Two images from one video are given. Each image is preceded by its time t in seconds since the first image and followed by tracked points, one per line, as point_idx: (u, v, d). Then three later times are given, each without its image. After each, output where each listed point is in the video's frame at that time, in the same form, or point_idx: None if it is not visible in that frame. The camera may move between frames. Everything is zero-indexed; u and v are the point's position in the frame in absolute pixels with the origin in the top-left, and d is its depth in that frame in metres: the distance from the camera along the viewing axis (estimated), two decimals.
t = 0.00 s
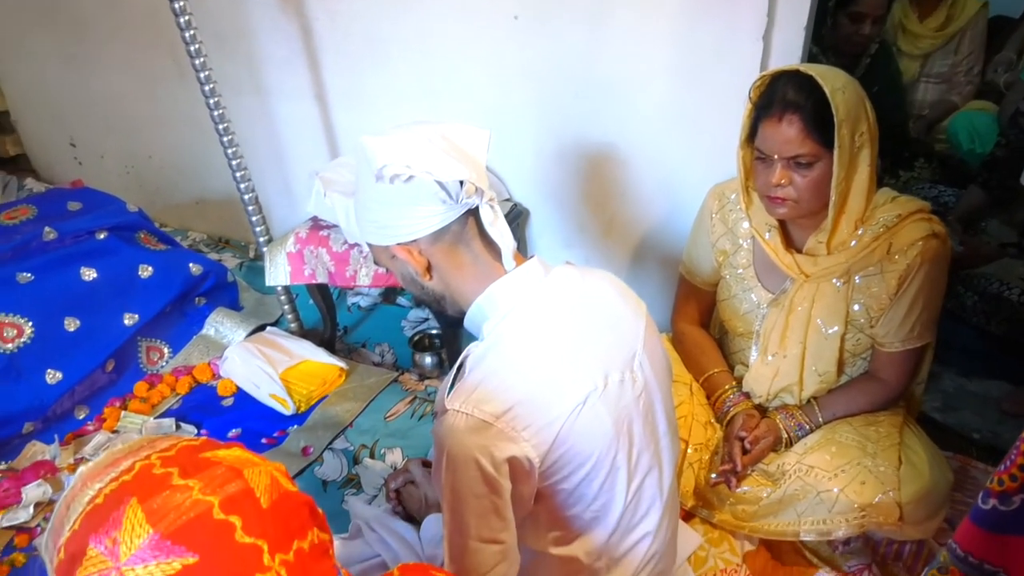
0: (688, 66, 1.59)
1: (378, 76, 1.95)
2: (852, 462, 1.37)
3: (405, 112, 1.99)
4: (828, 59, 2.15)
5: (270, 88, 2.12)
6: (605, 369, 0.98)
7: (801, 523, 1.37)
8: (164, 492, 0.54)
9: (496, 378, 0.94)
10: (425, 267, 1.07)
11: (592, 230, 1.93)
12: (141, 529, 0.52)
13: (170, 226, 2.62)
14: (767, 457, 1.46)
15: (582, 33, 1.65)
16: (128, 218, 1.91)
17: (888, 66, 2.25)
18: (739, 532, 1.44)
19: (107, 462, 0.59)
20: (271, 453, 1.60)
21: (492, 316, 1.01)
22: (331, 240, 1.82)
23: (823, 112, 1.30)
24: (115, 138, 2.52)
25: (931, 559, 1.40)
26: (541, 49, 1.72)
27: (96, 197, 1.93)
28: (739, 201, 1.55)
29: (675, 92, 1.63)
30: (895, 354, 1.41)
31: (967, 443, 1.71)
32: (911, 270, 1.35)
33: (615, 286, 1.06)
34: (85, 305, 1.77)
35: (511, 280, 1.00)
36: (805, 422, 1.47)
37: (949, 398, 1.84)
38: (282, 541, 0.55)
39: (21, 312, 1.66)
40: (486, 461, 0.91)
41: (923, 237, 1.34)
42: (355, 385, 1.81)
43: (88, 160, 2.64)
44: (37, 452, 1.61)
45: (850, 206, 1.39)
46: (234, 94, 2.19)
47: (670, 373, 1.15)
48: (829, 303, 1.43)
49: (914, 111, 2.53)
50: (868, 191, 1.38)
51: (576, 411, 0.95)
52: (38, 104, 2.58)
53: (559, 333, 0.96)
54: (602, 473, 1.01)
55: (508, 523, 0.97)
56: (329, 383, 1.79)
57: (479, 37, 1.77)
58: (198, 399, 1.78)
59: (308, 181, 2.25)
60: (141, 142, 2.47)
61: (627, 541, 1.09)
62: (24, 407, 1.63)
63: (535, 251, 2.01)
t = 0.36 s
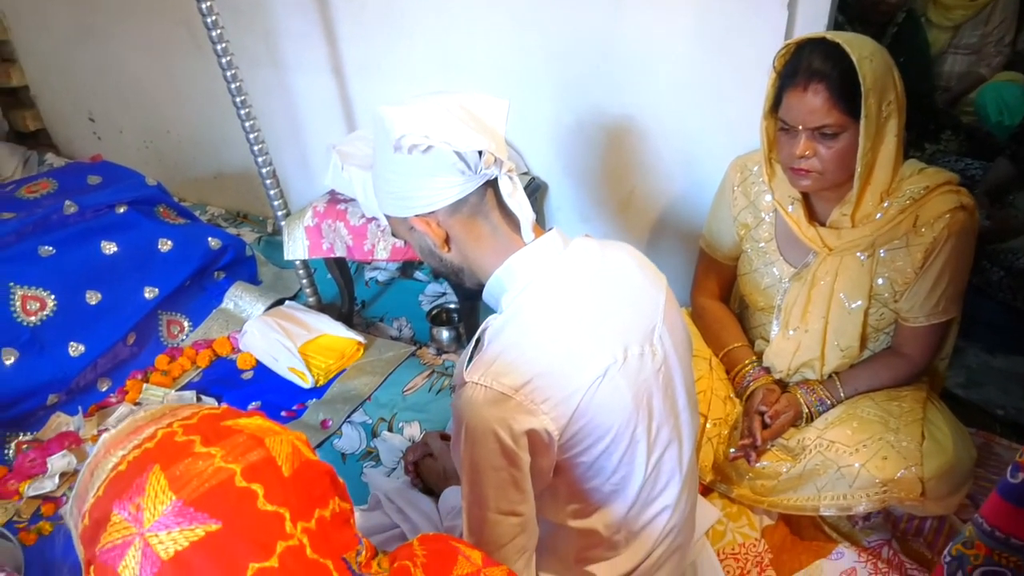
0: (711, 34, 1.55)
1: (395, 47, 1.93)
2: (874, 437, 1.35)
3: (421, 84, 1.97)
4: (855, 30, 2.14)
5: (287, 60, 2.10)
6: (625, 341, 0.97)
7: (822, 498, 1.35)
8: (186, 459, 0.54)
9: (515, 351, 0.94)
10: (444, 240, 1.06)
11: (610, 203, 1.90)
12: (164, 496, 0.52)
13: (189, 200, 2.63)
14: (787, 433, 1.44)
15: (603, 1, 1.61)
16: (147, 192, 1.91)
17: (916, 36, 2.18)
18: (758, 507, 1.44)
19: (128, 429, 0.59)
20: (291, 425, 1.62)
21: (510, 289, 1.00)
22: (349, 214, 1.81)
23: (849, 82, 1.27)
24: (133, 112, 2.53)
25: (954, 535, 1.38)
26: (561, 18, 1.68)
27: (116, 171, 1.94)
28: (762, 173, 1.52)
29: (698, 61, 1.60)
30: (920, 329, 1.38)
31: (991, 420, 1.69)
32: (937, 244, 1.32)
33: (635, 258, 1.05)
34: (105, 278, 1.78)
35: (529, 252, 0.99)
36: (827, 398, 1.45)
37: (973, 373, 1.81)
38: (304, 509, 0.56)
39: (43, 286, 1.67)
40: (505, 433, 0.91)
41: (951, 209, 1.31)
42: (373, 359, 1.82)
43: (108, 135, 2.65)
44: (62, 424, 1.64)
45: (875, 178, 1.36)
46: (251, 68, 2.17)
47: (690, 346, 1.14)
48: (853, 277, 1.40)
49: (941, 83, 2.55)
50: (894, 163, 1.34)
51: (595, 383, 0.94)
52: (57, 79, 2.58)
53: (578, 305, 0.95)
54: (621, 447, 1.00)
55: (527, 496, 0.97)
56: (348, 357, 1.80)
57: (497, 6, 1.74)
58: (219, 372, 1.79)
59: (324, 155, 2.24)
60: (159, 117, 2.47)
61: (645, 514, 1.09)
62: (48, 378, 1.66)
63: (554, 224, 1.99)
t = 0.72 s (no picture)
0: (730, 11, 1.51)
1: (408, 25, 1.90)
2: (888, 422, 1.34)
3: (433, 63, 1.94)
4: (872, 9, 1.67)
5: (299, 37, 2.08)
6: (638, 323, 0.95)
7: (833, 483, 1.35)
8: (195, 436, 0.54)
9: (527, 332, 0.93)
10: (455, 219, 1.06)
11: (623, 184, 1.88)
12: (173, 473, 0.52)
13: (202, 178, 2.64)
14: (800, 417, 1.43)
15: None
16: (160, 170, 1.91)
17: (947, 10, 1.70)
18: (769, 491, 1.43)
19: (137, 405, 0.58)
20: (302, 404, 1.62)
21: (522, 269, 0.99)
22: (361, 193, 1.79)
23: (869, 62, 1.24)
24: (145, 90, 2.52)
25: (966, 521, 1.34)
26: None
27: (129, 149, 1.94)
28: (779, 154, 1.49)
29: (715, 40, 1.56)
30: (936, 314, 1.36)
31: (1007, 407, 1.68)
32: (956, 228, 1.29)
33: (649, 240, 1.03)
34: (118, 256, 1.79)
35: (542, 232, 0.98)
36: (840, 381, 1.44)
37: (989, 359, 1.79)
38: (312, 487, 0.55)
39: (57, 263, 1.68)
40: (516, 414, 0.90)
41: (970, 192, 1.28)
42: (383, 339, 1.82)
43: (120, 113, 2.65)
44: (76, 400, 1.66)
45: (893, 160, 1.33)
46: (264, 45, 2.15)
47: (703, 330, 1.12)
48: (869, 260, 1.38)
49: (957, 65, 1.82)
50: (913, 145, 1.31)
51: (607, 365, 0.93)
52: (70, 55, 2.58)
53: (591, 287, 0.94)
54: (633, 429, 0.99)
55: (537, 477, 0.97)
56: (359, 336, 1.80)
57: None
58: (231, 350, 1.80)
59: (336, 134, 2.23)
60: (171, 94, 2.47)
61: (655, 497, 1.09)
62: (63, 354, 1.67)
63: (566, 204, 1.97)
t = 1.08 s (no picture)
0: None
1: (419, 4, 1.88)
2: (897, 411, 1.33)
3: (444, 43, 1.92)
4: None
5: (310, 17, 2.06)
6: (645, 307, 0.95)
7: (841, 471, 1.34)
8: (198, 413, 0.54)
9: (533, 314, 0.92)
10: (463, 200, 1.05)
11: (634, 168, 1.86)
12: (176, 448, 0.52)
13: (213, 159, 2.64)
14: (808, 404, 1.42)
15: None
16: (170, 149, 1.91)
17: None
18: (775, 478, 1.43)
19: (141, 381, 0.58)
20: (309, 384, 1.63)
21: (530, 252, 0.99)
22: (371, 174, 1.79)
23: (886, 45, 1.21)
24: (156, 69, 2.51)
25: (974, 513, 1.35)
26: None
27: (140, 127, 1.93)
28: (792, 139, 1.47)
29: (729, 22, 1.53)
30: (948, 303, 1.34)
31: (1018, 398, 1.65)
32: (971, 216, 1.27)
33: (658, 224, 1.02)
34: (128, 234, 1.79)
35: (550, 215, 0.97)
36: (849, 369, 1.42)
37: (1002, 350, 1.76)
38: (315, 464, 0.55)
39: (68, 241, 1.68)
40: (521, 397, 0.90)
41: (987, 179, 1.25)
42: (391, 321, 1.82)
43: (132, 92, 2.65)
44: (87, 376, 1.67)
45: (909, 146, 1.31)
46: (274, 24, 2.14)
47: (711, 315, 1.11)
48: (881, 248, 1.36)
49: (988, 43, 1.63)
50: (930, 131, 1.29)
51: (613, 349, 0.93)
52: (82, 34, 2.58)
53: (599, 270, 0.93)
54: (638, 414, 0.99)
55: (542, 460, 0.97)
56: (367, 318, 1.80)
57: None
58: (240, 330, 1.81)
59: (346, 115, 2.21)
60: (182, 74, 2.46)
61: (660, 483, 1.09)
62: (74, 332, 1.68)
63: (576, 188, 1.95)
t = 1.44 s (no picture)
0: None
1: None
2: (911, 407, 1.31)
3: (459, 29, 1.90)
4: None
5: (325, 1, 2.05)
6: (657, 297, 0.94)
7: (852, 466, 1.33)
8: (207, 394, 0.54)
9: (544, 303, 0.92)
10: (476, 187, 1.04)
11: (649, 157, 1.84)
12: (185, 430, 0.52)
13: (228, 143, 2.65)
14: (820, 398, 1.41)
15: None
16: (185, 132, 1.92)
17: None
18: (786, 471, 1.42)
19: (152, 361, 0.59)
20: (321, 369, 1.64)
21: (542, 240, 0.98)
22: (384, 160, 1.78)
23: (908, 35, 1.18)
24: (173, 52, 2.51)
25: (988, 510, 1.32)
26: None
27: (156, 110, 1.94)
28: (810, 130, 1.44)
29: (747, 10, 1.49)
30: (965, 299, 1.32)
31: None
32: (991, 210, 1.25)
33: (671, 213, 1.01)
34: (144, 217, 1.80)
35: (563, 203, 0.96)
36: (864, 364, 1.41)
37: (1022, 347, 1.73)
38: (322, 449, 0.55)
39: (84, 223, 1.69)
40: (531, 385, 0.90)
41: (1007, 173, 1.23)
42: (403, 308, 1.82)
43: (149, 75, 2.66)
44: (101, 357, 1.69)
45: (929, 139, 1.28)
46: (291, 9, 2.13)
47: (724, 306, 1.10)
48: (898, 241, 1.34)
49: None
50: (951, 123, 1.26)
51: (624, 338, 0.92)
52: (100, 17, 2.59)
53: (611, 259, 0.93)
54: (649, 404, 0.98)
55: (551, 449, 0.97)
56: (379, 304, 1.80)
57: None
58: (252, 314, 1.81)
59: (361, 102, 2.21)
60: (198, 57, 2.46)
61: (669, 474, 1.08)
62: (88, 313, 1.70)
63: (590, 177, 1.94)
